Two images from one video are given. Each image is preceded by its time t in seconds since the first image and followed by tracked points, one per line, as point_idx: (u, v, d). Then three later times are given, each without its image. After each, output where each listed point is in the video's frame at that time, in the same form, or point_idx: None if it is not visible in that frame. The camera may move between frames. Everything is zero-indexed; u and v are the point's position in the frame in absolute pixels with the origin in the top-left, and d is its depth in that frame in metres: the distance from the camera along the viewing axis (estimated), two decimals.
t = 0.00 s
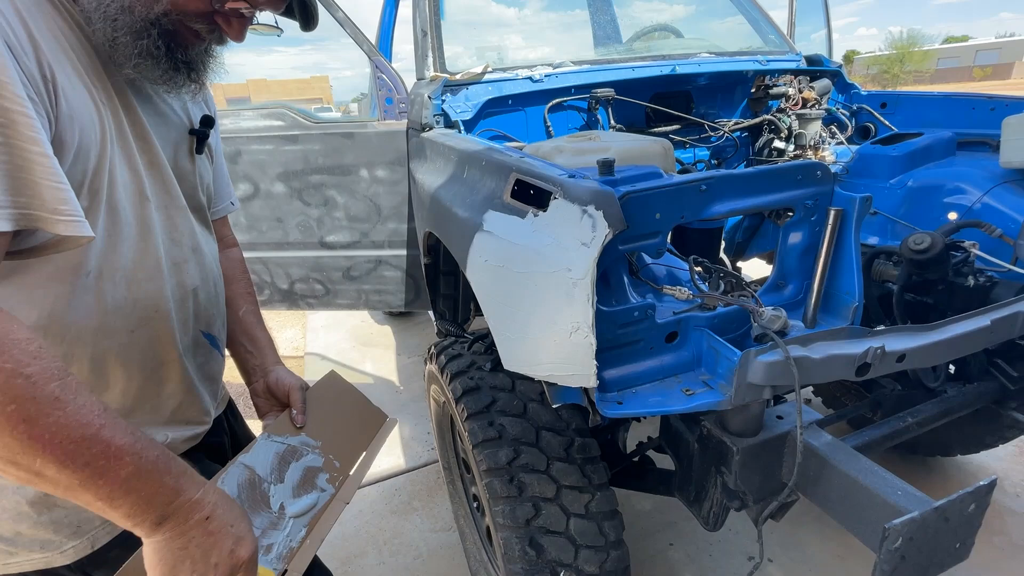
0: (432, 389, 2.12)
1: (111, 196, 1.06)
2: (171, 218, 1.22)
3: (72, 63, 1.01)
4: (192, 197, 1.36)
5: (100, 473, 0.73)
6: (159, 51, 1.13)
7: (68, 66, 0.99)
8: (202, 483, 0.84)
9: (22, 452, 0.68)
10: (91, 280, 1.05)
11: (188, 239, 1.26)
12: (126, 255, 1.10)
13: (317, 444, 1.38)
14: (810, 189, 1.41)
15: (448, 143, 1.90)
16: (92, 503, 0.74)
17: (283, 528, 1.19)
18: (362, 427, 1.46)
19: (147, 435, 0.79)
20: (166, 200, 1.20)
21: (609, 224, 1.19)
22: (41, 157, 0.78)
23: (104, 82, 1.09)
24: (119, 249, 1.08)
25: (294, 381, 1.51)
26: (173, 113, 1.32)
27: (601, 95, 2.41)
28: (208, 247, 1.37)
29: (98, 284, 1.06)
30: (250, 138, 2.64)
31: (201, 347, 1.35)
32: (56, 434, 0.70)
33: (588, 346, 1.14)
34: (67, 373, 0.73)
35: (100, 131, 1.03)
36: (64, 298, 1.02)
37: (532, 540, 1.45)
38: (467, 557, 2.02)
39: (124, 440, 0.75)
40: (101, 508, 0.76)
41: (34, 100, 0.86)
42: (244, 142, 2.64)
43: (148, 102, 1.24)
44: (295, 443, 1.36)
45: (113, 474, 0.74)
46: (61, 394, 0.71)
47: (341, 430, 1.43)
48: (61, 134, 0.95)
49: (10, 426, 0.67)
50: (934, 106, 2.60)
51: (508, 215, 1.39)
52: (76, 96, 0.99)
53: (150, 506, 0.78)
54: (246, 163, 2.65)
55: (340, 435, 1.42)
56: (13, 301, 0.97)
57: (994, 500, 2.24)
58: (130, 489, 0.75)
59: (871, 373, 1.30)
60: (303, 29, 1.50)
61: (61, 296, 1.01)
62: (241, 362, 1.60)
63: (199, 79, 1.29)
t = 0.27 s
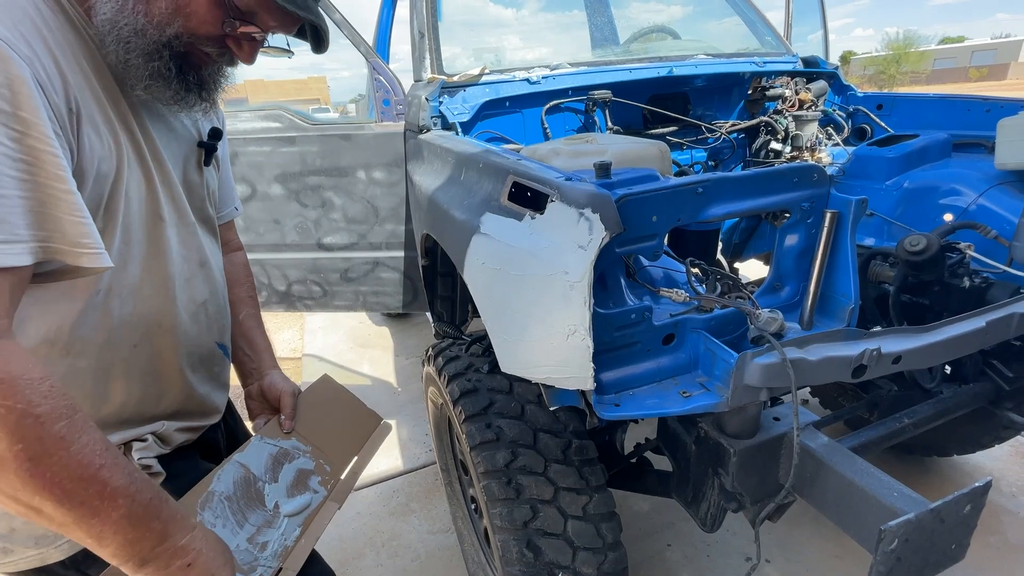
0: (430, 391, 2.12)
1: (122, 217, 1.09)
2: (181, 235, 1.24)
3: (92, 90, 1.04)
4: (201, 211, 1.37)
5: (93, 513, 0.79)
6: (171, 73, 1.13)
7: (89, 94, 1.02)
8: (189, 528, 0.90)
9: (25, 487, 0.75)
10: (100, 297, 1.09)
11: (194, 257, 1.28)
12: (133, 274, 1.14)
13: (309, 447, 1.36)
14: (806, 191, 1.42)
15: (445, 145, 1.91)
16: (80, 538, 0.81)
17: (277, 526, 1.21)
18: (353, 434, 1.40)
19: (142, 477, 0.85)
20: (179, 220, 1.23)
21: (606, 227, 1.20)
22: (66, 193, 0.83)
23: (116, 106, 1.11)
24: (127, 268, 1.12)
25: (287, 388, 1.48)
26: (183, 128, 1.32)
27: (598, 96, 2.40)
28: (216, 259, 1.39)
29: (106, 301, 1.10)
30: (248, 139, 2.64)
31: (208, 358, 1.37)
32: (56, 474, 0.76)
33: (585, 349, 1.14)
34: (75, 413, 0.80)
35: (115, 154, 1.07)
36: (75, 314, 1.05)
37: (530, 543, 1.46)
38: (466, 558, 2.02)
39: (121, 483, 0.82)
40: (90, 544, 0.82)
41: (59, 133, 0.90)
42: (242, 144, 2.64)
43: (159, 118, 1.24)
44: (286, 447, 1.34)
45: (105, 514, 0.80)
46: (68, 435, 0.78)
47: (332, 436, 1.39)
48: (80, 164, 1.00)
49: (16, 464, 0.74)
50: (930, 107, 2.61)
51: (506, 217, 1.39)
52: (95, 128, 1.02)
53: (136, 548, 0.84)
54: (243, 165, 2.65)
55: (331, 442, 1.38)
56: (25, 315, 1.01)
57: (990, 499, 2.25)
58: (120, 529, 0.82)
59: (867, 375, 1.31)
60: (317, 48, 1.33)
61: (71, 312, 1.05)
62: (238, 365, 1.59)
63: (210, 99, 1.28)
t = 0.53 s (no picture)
0: (426, 392, 2.12)
1: (134, 218, 1.09)
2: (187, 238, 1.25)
3: (106, 93, 1.03)
4: (203, 213, 1.37)
5: (104, 514, 0.80)
6: (180, 78, 1.12)
7: (104, 96, 1.02)
8: (195, 532, 0.91)
9: (38, 486, 0.76)
10: (110, 299, 1.10)
11: (197, 260, 1.28)
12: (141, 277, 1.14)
13: (314, 442, 1.36)
14: (802, 192, 1.42)
15: (442, 146, 1.91)
16: (89, 539, 0.82)
17: (276, 528, 1.19)
18: (364, 427, 1.41)
19: (151, 479, 0.86)
20: (186, 223, 1.24)
21: (602, 228, 1.20)
22: (83, 195, 0.84)
23: (127, 109, 1.10)
24: (136, 270, 1.13)
25: (292, 382, 1.48)
26: (188, 131, 1.32)
27: (596, 97, 2.39)
28: (215, 261, 1.39)
29: (115, 303, 1.11)
30: (244, 140, 2.63)
31: (209, 364, 1.37)
32: (69, 473, 0.77)
33: (580, 350, 1.14)
34: (89, 412, 0.81)
35: (126, 156, 1.06)
36: (84, 316, 1.06)
37: (527, 544, 1.45)
38: (462, 559, 2.02)
39: (131, 484, 0.82)
40: (98, 545, 0.82)
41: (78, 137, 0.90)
42: (238, 144, 2.63)
43: (164, 120, 1.23)
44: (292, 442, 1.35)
45: (114, 515, 0.81)
46: (82, 434, 0.78)
47: (340, 430, 1.39)
48: (93, 167, 0.99)
49: (31, 462, 0.75)
50: (925, 108, 2.62)
51: (502, 218, 1.39)
52: (108, 132, 1.02)
53: (144, 550, 0.84)
54: (239, 165, 2.64)
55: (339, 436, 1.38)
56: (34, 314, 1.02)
57: (986, 499, 2.26)
58: (128, 531, 0.82)
59: (862, 375, 1.31)
60: (322, 55, 1.30)
61: (81, 314, 1.06)
62: (243, 361, 1.60)
63: (218, 103, 1.27)
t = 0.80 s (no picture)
0: (423, 393, 2.11)
1: (137, 220, 1.09)
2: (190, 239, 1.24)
3: (113, 95, 1.02)
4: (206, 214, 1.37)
5: (117, 510, 0.80)
6: (188, 78, 1.11)
7: (110, 98, 1.01)
8: (207, 523, 0.89)
9: (52, 486, 0.76)
10: (112, 301, 1.09)
11: (201, 261, 1.28)
12: (143, 279, 1.14)
13: (315, 442, 1.36)
14: (799, 193, 1.42)
15: (439, 146, 1.90)
16: (105, 535, 0.81)
17: (277, 527, 1.19)
18: (364, 429, 1.38)
19: (163, 475, 0.85)
20: (190, 224, 1.23)
21: (597, 229, 1.19)
22: (90, 199, 0.83)
23: (132, 109, 1.09)
24: (138, 271, 1.12)
25: (293, 383, 1.46)
26: (191, 131, 1.31)
27: (592, 98, 2.40)
28: (217, 262, 1.38)
29: (118, 305, 1.10)
30: (241, 140, 2.63)
31: (213, 367, 1.37)
32: (82, 473, 0.77)
33: (576, 352, 1.14)
34: (98, 412, 0.81)
35: (130, 158, 1.06)
36: (85, 318, 1.06)
37: (522, 546, 1.45)
38: (459, 560, 2.01)
39: (143, 480, 0.81)
40: (114, 539, 0.82)
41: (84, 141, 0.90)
42: (236, 145, 2.63)
43: (168, 120, 1.22)
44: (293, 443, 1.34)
45: (127, 510, 0.80)
46: (92, 434, 0.78)
47: (341, 431, 1.37)
48: (98, 169, 0.99)
49: (45, 463, 0.76)
50: (921, 109, 2.63)
51: (498, 219, 1.38)
52: (114, 135, 1.01)
53: (158, 542, 0.83)
54: (236, 166, 2.64)
55: (340, 437, 1.36)
56: (44, 318, 1.02)
57: (982, 501, 2.26)
58: (143, 525, 0.81)
59: (858, 377, 1.31)
60: (327, 54, 1.28)
61: (82, 315, 1.05)
62: (248, 358, 1.59)
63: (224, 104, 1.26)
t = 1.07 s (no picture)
0: (420, 394, 2.10)
1: (136, 219, 1.08)
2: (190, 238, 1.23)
3: (112, 93, 1.01)
4: (205, 213, 1.36)
5: (114, 508, 0.79)
6: (188, 75, 1.11)
7: (109, 96, 1.00)
8: (205, 517, 0.89)
9: (46, 487, 0.75)
10: (113, 302, 1.08)
11: (200, 261, 1.27)
12: (142, 278, 1.13)
13: (314, 443, 1.35)
14: (797, 194, 1.41)
15: (437, 146, 1.89)
16: (102, 534, 0.80)
17: (274, 529, 1.18)
18: (364, 429, 1.37)
19: (159, 472, 0.84)
20: (189, 224, 1.22)
21: (594, 230, 1.19)
22: (92, 199, 0.82)
23: (131, 107, 1.08)
24: (138, 271, 1.11)
25: (293, 383, 1.46)
26: (190, 129, 1.30)
27: (590, 99, 2.40)
28: (217, 262, 1.37)
29: (118, 306, 1.09)
30: (239, 140, 2.62)
31: (213, 368, 1.35)
32: (76, 472, 0.76)
33: (573, 353, 1.13)
34: (90, 410, 0.79)
35: (129, 158, 1.05)
36: (86, 319, 1.05)
37: (519, 548, 1.44)
38: (456, 562, 2.00)
39: (138, 478, 0.81)
40: (111, 538, 0.81)
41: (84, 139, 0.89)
42: (233, 144, 2.62)
43: (167, 118, 1.21)
44: (291, 443, 1.33)
45: (123, 509, 0.79)
46: (85, 433, 0.77)
47: (340, 432, 1.37)
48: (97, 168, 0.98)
49: (37, 464, 0.74)
50: (919, 111, 2.62)
51: (495, 219, 1.38)
52: (113, 134, 1.00)
53: (156, 539, 0.82)
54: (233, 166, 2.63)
55: (338, 438, 1.36)
56: (41, 319, 1.01)
57: (980, 502, 2.26)
58: (139, 522, 0.81)
59: (857, 378, 1.30)
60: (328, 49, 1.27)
61: (82, 317, 1.04)
62: (251, 358, 1.58)
63: (224, 100, 1.25)
